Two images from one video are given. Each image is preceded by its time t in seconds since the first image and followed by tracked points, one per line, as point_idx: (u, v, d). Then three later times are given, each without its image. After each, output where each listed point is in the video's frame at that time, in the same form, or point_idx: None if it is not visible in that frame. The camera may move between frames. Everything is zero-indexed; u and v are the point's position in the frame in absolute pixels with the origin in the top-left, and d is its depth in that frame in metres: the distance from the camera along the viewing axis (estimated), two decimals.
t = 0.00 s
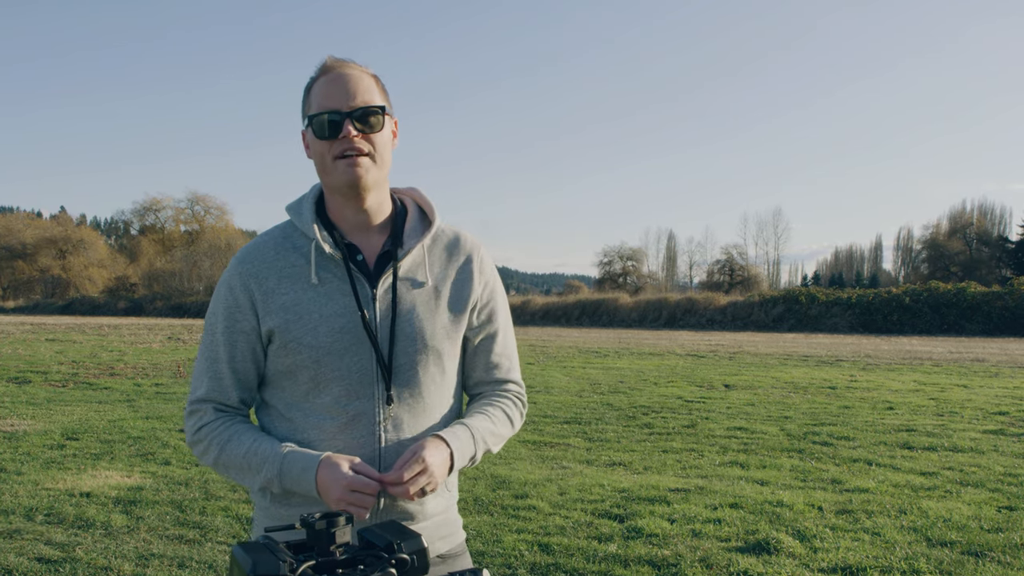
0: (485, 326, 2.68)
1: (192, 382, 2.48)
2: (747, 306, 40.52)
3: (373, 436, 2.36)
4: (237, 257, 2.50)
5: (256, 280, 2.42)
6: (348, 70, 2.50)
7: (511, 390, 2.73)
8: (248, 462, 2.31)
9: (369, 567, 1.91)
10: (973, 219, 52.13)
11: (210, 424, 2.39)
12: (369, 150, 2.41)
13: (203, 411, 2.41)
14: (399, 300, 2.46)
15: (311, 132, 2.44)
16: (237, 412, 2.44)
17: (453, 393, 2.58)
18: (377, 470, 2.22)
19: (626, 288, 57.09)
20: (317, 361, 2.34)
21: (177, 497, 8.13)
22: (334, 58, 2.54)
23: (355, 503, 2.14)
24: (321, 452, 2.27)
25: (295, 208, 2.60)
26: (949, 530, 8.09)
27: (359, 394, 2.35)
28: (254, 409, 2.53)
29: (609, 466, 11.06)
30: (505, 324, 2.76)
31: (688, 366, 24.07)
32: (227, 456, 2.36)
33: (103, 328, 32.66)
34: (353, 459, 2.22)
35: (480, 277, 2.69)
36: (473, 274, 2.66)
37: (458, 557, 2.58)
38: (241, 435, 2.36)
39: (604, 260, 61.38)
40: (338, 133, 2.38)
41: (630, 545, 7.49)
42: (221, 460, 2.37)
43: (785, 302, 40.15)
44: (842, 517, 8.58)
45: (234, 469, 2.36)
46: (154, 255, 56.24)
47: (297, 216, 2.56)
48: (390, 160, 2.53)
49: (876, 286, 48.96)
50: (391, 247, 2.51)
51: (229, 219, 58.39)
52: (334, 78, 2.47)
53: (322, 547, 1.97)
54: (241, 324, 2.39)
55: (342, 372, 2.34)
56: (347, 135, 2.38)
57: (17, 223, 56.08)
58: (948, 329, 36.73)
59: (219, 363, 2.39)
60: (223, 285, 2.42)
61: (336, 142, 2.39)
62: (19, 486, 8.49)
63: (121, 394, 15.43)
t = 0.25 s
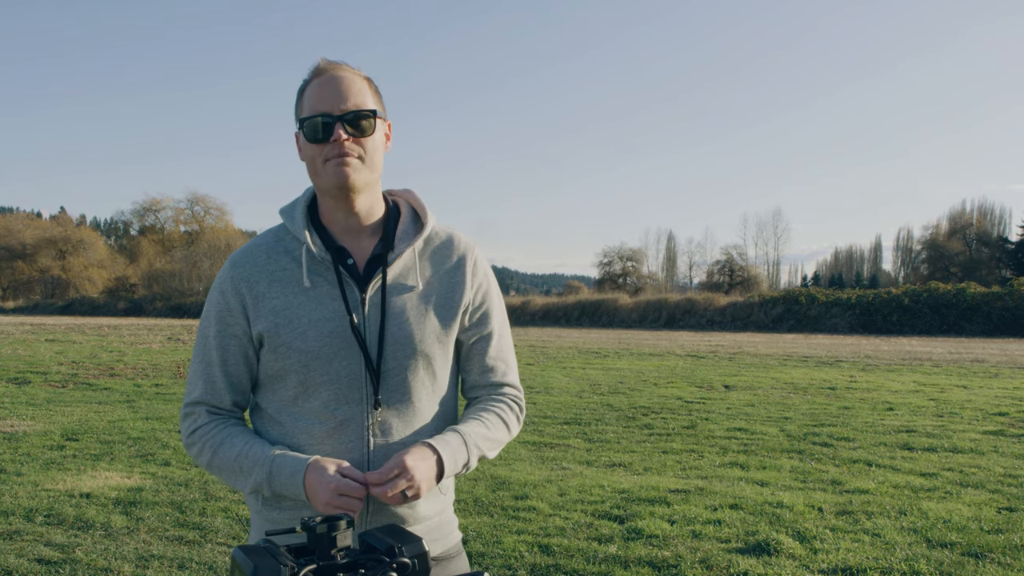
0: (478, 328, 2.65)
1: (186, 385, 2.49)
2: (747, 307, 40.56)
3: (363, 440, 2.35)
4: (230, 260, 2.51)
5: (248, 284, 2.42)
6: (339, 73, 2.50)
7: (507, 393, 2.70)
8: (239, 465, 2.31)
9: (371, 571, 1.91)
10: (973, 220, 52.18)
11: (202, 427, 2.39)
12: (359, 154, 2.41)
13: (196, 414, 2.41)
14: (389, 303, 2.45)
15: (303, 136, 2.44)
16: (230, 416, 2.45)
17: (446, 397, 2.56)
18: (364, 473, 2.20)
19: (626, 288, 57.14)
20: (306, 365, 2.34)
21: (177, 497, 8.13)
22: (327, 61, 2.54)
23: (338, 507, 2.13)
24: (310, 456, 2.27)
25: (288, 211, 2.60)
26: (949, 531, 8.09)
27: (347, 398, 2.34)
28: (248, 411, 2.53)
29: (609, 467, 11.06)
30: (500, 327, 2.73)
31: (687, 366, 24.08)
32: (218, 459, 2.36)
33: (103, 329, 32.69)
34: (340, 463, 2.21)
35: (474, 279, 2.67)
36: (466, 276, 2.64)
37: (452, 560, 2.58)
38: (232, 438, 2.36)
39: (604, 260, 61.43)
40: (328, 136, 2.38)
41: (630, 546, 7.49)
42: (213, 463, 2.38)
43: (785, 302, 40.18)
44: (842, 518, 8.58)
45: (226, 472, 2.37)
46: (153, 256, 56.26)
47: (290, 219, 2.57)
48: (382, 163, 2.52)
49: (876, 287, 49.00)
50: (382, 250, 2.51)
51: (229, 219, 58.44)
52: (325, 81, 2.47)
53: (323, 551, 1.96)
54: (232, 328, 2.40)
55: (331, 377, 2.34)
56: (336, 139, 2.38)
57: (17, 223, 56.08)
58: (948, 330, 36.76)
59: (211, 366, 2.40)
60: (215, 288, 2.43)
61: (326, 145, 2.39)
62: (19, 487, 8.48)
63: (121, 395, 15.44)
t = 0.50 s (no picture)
0: (474, 325, 2.65)
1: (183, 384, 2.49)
2: (747, 306, 40.56)
3: (359, 436, 2.33)
4: (227, 259, 2.50)
5: (244, 281, 2.42)
6: (335, 74, 2.50)
7: (505, 391, 2.69)
8: (235, 463, 2.31)
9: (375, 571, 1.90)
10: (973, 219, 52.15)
11: (198, 425, 2.39)
12: (355, 152, 2.40)
13: (193, 412, 2.41)
14: (385, 299, 2.44)
15: (299, 136, 2.43)
16: (227, 413, 2.45)
17: (445, 393, 2.55)
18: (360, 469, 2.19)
19: (626, 288, 57.13)
20: (302, 361, 2.33)
21: (178, 497, 8.12)
22: (322, 62, 2.54)
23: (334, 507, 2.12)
24: (305, 453, 2.26)
25: (285, 209, 2.59)
26: (950, 531, 8.08)
27: (344, 393, 2.33)
28: (245, 410, 2.52)
29: (610, 466, 11.06)
30: (496, 325, 2.73)
31: (687, 366, 24.07)
32: (215, 458, 2.35)
33: (103, 328, 32.70)
34: (335, 460, 2.21)
35: (471, 276, 2.67)
36: (463, 272, 2.64)
37: (455, 559, 2.56)
38: (230, 436, 2.35)
39: (604, 260, 61.42)
40: (325, 137, 2.38)
41: (631, 546, 7.48)
42: (210, 462, 2.37)
43: (785, 302, 40.17)
44: (843, 517, 8.57)
45: (222, 470, 2.36)
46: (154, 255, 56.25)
47: (286, 218, 2.56)
48: (378, 162, 2.52)
49: (875, 286, 48.99)
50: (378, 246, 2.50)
51: (229, 219, 58.45)
52: (320, 81, 2.47)
53: (328, 551, 1.95)
54: (227, 325, 2.38)
55: (327, 373, 2.33)
56: (332, 139, 2.37)
57: (16, 222, 56.05)
58: (948, 330, 36.73)
59: (207, 364, 2.39)
60: (212, 287, 2.43)
61: (323, 145, 2.38)
62: (19, 486, 8.48)
63: (122, 394, 15.44)
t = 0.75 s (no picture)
0: (478, 324, 2.64)
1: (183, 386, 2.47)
2: (747, 306, 40.55)
3: (364, 436, 2.32)
4: (227, 260, 2.48)
5: (245, 282, 2.40)
6: (336, 72, 2.48)
7: (509, 391, 2.68)
8: (236, 465, 2.29)
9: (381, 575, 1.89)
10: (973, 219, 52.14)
11: (198, 428, 2.37)
12: (357, 150, 2.39)
13: (193, 414, 2.39)
14: (389, 299, 2.43)
15: (300, 134, 2.42)
16: (227, 415, 2.43)
17: (449, 394, 2.54)
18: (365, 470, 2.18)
19: (626, 288, 57.08)
20: (305, 361, 2.31)
21: (179, 497, 8.11)
22: (322, 60, 2.52)
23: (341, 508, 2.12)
24: (308, 454, 2.24)
25: (286, 211, 2.58)
26: (952, 531, 8.07)
27: (348, 393, 2.31)
28: (246, 412, 2.50)
29: (610, 467, 11.05)
30: (499, 325, 2.72)
31: (688, 366, 24.05)
32: (216, 460, 2.33)
33: (103, 328, 32.70)
34: (339, 461, 2.20)
35: (473, 275, 2.66)
36: (466, 272, 2.63)
37: (461, 562, 2.54)
38: (230, 438, 2.34)
39: (604, 260, 61.37)
40: (326, 133, 2.36)
41: (632, 546, 7.47)
42: (211, 464, 2.35)
43: (785, 302, 40.14)
44: (844, 518, 8.57)
45: (223, 473, 2.34)
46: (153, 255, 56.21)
47: (287, 219, 2.54)
48: (380, 161, 2.50)
49: (876, 286, 48.95)
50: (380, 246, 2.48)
51: (229, 219, 58.46)
52: (320, 80, 2.45)
53: (332, 555, 1.94)
54: (229, 326, 2.37)
55: (331, 372, 2.31)
56: (334, 137, 2.36)
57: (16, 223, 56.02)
58: (948, 330, 36.70)
59: (208, 366, 2.37)
60: (213, 287, 2.41)
61: (324, 143, 2.37)
62: (19, 487, 8.46)
63: (122, 394, 15.42)
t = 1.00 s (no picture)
0: (483, 329, 2.64)
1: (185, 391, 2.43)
2: (747, 307, 40.54)
3: (373, 441, 2.31)
4: (231, 262, 2.45)
5: (249, 285, 2.37)
6: (342, 74, 2.48)
7: (512, 396, 2.69)
8: (243, 472, 2.26)
9: None
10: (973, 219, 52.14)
11: (203, 434, 2.33)
12: (367, 152, 2.39)
13: (197, 420, 2.35)
14: (397, 302, 2.42)
15: (308, 135, 2.40)
16: (231, 422, 2.39)
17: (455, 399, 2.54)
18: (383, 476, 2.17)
19: (626, 288, 57.07)
20: (313, 364, 2.29)
21: (179, 499, 8.09)
22: (329, 62, 2.51)
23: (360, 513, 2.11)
24: (320, 459, 2.22)
25: (289, 214, 2.56)
26: (953, 532, 8.06)
27: (357, 397, 2.30)
28: (249, 418, 2.47)
29: (611, 468, 11.03)
30: (503, 330, 2.72)
31: (688, 366, 24.03)
32: (222, 467, 2.30)
33: (103, 328, 32.69)
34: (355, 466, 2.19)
35: (478, 281, 2.67)
36: (471, 278, 2.64)
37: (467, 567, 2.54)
38: (236, 444, 2.31)
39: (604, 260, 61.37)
40: (337, 134, 2.35)
41: (633, 548, 7.46)
42: (216, 471, 2.31)
43: (785, 302, 40.14)
44: (845, 519, 8.56)
45: (228, 479, 2.31)
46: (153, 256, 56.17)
47: (292, 221, 2.52)
48: (387, 163, 2.50)
49: (875, 287, 48.94)
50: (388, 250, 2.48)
51: (228, 219, 58.44)
52: (328, 81, 2.45)
53: (336, 560, 1.93)
54: (234, 330, 2.34)
55: (340, 377, 2.30)
56: (343, 138, 2.35)
57: (16, 223, 55.98)
58: (948, 330, 36.67)
59: (212, 370, 2.34)
60: (216, 290, 2.38)
61: (334, 143, 2.36)
62: (20, 488, 8.44)
63: (122, 395, 15.40)
